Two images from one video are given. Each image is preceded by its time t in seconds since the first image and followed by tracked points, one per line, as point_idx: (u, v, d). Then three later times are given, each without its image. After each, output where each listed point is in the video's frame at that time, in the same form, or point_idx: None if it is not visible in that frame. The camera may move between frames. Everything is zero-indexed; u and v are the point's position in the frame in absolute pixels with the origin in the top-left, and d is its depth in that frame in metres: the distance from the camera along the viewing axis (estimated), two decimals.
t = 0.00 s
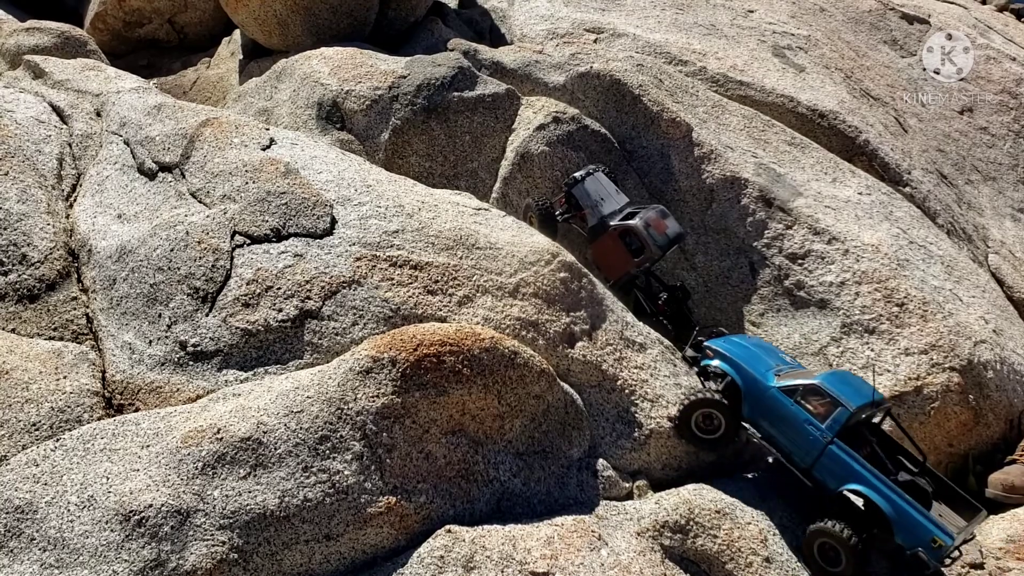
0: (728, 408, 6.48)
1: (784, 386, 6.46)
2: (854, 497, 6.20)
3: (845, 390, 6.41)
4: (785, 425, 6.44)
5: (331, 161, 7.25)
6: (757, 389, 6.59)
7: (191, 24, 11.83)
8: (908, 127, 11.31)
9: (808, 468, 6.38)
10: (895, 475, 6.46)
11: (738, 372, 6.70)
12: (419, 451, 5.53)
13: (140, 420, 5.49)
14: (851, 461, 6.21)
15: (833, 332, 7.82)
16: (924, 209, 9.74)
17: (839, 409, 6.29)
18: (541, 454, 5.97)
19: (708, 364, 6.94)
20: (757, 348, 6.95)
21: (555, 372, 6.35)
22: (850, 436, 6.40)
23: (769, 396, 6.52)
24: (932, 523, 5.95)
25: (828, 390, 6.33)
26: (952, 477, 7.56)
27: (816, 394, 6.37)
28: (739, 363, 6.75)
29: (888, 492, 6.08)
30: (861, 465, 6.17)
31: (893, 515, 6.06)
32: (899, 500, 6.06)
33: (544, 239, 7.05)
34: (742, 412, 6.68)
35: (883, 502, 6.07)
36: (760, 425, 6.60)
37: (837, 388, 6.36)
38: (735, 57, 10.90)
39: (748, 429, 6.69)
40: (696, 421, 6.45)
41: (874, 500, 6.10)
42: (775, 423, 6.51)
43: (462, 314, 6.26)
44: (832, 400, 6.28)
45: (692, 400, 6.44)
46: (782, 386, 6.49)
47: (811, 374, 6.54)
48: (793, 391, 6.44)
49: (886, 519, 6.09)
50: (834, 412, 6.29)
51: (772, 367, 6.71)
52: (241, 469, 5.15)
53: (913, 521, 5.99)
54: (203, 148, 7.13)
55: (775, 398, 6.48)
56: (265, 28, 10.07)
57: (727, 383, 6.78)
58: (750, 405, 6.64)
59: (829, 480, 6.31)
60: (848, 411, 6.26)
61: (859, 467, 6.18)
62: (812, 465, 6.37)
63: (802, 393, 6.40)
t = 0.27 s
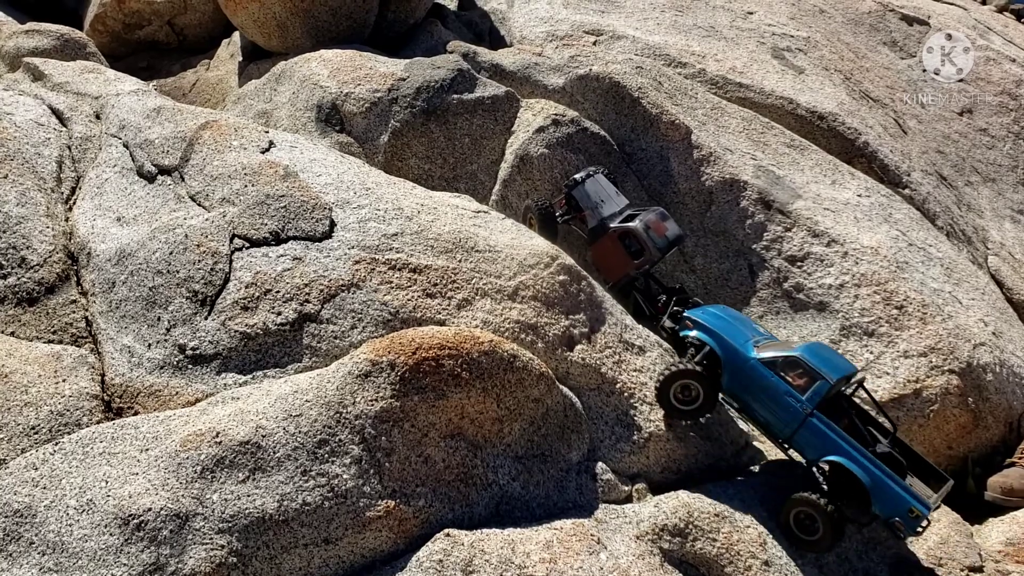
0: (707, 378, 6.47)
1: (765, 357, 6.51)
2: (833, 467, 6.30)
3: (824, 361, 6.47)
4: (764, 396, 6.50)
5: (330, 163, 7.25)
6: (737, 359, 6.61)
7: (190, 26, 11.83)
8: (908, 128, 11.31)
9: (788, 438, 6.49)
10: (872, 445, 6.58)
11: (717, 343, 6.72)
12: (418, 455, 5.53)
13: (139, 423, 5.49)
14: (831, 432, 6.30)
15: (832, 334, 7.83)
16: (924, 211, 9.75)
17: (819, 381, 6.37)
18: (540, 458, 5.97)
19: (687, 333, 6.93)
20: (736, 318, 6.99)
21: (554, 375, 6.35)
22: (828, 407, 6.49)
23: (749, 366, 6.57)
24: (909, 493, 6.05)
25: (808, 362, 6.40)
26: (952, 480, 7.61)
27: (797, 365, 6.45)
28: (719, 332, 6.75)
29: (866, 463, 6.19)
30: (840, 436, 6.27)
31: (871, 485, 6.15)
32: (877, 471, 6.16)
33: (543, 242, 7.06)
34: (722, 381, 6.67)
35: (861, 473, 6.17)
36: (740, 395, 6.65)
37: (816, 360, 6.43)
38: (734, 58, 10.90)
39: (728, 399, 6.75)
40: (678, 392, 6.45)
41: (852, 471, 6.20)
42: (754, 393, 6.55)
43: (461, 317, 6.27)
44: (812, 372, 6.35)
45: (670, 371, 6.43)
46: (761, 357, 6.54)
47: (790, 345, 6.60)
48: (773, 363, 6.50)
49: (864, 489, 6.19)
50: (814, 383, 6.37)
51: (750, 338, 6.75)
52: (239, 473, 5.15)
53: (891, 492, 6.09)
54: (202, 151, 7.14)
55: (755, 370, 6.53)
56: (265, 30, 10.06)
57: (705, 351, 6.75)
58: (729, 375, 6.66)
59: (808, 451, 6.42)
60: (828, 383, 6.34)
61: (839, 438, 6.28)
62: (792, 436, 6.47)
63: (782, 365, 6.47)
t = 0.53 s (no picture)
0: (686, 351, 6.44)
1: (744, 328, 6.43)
2: (811, 438, 6.30)
3: (802, 332, 6.44)
4: (743, 367, 6.45)
5: (329, 163, 7.24)
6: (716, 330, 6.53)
7: (189, 26, 11.82)
8: (906, 128, 11.31)
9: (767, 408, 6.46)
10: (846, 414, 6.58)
11: (695, 313, 6.63)
12: (417, 455, 5.53)
13: (138, 423, 5.48)
14: (810, 403, 6.29)
15: (831, 334, 7.82)
16: (922, 210, 9.74)
17: (797, 352, 6.34)
18: (539, 457, 5.97)
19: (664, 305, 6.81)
20: (710, 287, 6.92)
21: (553, 374, 6.34)
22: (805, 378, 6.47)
23: (728, 337, 6.49)
24: (886, 463, 6.12)
25: (787, 334, 6.34)
26: (951, 480, 7.63)
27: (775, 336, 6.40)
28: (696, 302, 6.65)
29: (844, 434, 6.21)
30: (819, 408, 6.27)
31: (850, 456, 6.18)
32: (856, 441, 6.19)
33: (542, 241, 7.05)
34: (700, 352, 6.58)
35: (840, 444, 6.19)
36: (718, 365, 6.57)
37: (795, 331, 6.39)
38: (733, 58, 10.89)
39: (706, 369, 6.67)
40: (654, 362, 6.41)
41: (831, 442, 6.21)
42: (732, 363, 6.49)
43: (460, 317, 6.26)
44: (792, 344, 6.30)
45: (648, 344, 6.36)
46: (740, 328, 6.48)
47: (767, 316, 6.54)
48: (752, 334, 6.44)
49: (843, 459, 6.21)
50: (793, 355, 6.34)
51: (727, 308, 6.68)
52: (238, 473, 5.14)
53: (869, 462, 6.14)
54: (201, 151, 7.13)
55: (734, 341, 6.46)
56: (263, 30, 10.05)
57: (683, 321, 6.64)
58: (707, 345, 6.57)
59: (787, 421, 6.40)
60: (807, 355, 6.30)
61: (817, 410, 6.28)
62: (770, 407, 6.45)
63: (761, 336, 6.41)
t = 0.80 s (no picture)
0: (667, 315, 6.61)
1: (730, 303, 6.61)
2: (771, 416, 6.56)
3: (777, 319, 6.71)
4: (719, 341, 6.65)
5: (314, 163, 7.21)
6: (699, 302, 6.68)
7: (172, 25, 11.76)
8: (889, 128, 11.37)
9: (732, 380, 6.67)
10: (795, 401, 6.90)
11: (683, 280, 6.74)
12: (403, 456, 5.51)
13: (121, 425, 5.44)
14: (778, 385, 6.55)
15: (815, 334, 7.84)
16: (905, 211, 9.80)
17: (774, 335, 6.61)
18: (526, 458, 5.96)
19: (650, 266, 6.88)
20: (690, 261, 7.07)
21: (539, 375, 6.34)
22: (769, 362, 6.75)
23: (709, 310, 6.66)
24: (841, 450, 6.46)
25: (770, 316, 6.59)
26: (934, 478, 7.61)
27: (756, 317, 6.64)
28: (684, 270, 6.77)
29: (807, 419, 6.50)
30: (786, 391, 6.54)
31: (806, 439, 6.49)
32: (816, 427, 6.50)
33: (528, 242, 7.05)
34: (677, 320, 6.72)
35: (801, 427, 6.49)
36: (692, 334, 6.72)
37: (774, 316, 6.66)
38: (717, 59, 10.92)
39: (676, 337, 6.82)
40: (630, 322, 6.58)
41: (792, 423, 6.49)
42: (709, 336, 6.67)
43: (446, 318, 6.25)
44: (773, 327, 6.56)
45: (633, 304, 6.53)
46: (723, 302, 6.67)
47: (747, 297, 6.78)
48: (735, 309, 6.65)
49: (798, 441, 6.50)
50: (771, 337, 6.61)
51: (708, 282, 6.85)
52: (223, 476, 5.12)
53: (825, 447, 6.45)
54: (185, 151, 7.08)
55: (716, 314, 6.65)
56: (247, 30, 10.01)
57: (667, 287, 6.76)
58: (686, 315, 6.72)
59: (750, 398, 6.63)
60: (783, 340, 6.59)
61: (784, 391, 6.55)
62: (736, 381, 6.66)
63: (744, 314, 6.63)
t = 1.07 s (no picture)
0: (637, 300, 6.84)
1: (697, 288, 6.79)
2: (736, 398, 6.58)
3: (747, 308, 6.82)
4: (687, 325, 6.79)
5: (302, 162, 7.19)
6: (670, 287, 6.89)
7: (158, 24, 11.70)
8: (875, 128, 11.43)
9: (702, 365, 6.74)
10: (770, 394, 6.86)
11: (657, 270, 6.99)
12: (393, 455, 5.50)
13: (109, 425, 5.41)
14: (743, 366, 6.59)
15: (803, 332, 7.88)
16: (891, 210, 9.86)
17: (741, 319, 6.70)
18: (516, 457, 5.96)
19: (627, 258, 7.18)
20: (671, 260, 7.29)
21: (529, 373, 6.34)
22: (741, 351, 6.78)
23: (679, 296, 6.86)
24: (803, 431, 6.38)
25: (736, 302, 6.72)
26: (921, 476, 7.62)
27: (725, 303, 6.77)
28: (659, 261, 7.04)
29: (770, 400, 6.49)
30: (752, 372, 6.57)
31: (770, 419, 6.45)
32: (779, 409, 6.47)
33: (516, 241, 7.05)
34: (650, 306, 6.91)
35: (765, 407, 6.46)
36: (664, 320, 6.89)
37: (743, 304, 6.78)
38: (704, 59, 10.95)
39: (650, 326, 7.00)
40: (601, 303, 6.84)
41: (754, 402, 6.49)
42: (678, 320, 6.83)
43: (436, 317, 6.24)
44: (738, 310, 6.67)
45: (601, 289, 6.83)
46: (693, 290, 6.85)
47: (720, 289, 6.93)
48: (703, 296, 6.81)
49: (762, 422, 6.47)
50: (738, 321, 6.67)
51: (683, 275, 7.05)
52: (212, 475, 5.10)
53: (787, 428, 6.40)
54: (172, 150, 7.05)
55: (685, 300, 6.82)
56: (234, 28, 9.98)
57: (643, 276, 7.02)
58: (659, 302, 6.92)
59: (717, 381, 6.68)
60: (749, 323, 6.65)
61: (748, 372, 6.58)
62: (705, 366, 6.74)
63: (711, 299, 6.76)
